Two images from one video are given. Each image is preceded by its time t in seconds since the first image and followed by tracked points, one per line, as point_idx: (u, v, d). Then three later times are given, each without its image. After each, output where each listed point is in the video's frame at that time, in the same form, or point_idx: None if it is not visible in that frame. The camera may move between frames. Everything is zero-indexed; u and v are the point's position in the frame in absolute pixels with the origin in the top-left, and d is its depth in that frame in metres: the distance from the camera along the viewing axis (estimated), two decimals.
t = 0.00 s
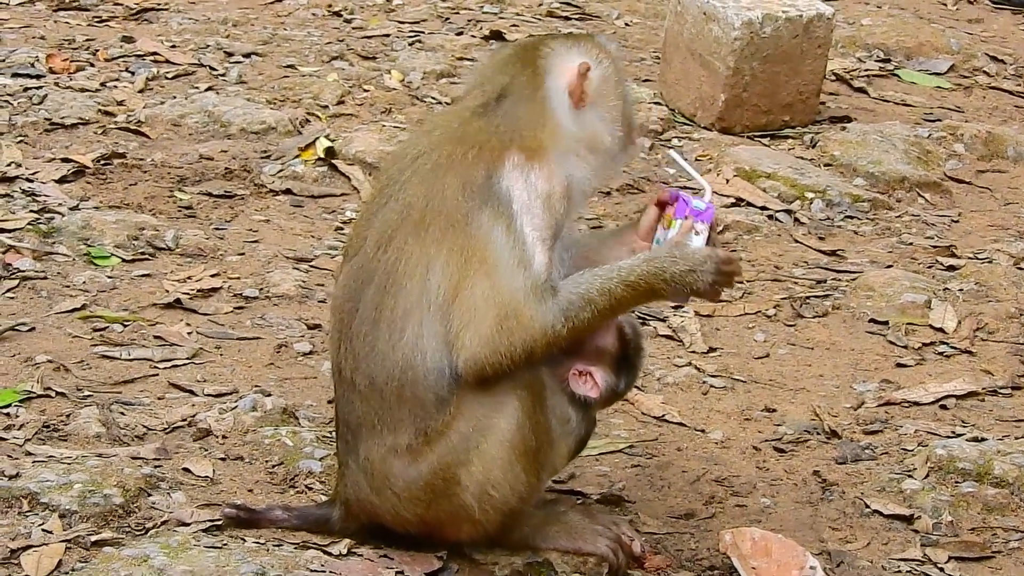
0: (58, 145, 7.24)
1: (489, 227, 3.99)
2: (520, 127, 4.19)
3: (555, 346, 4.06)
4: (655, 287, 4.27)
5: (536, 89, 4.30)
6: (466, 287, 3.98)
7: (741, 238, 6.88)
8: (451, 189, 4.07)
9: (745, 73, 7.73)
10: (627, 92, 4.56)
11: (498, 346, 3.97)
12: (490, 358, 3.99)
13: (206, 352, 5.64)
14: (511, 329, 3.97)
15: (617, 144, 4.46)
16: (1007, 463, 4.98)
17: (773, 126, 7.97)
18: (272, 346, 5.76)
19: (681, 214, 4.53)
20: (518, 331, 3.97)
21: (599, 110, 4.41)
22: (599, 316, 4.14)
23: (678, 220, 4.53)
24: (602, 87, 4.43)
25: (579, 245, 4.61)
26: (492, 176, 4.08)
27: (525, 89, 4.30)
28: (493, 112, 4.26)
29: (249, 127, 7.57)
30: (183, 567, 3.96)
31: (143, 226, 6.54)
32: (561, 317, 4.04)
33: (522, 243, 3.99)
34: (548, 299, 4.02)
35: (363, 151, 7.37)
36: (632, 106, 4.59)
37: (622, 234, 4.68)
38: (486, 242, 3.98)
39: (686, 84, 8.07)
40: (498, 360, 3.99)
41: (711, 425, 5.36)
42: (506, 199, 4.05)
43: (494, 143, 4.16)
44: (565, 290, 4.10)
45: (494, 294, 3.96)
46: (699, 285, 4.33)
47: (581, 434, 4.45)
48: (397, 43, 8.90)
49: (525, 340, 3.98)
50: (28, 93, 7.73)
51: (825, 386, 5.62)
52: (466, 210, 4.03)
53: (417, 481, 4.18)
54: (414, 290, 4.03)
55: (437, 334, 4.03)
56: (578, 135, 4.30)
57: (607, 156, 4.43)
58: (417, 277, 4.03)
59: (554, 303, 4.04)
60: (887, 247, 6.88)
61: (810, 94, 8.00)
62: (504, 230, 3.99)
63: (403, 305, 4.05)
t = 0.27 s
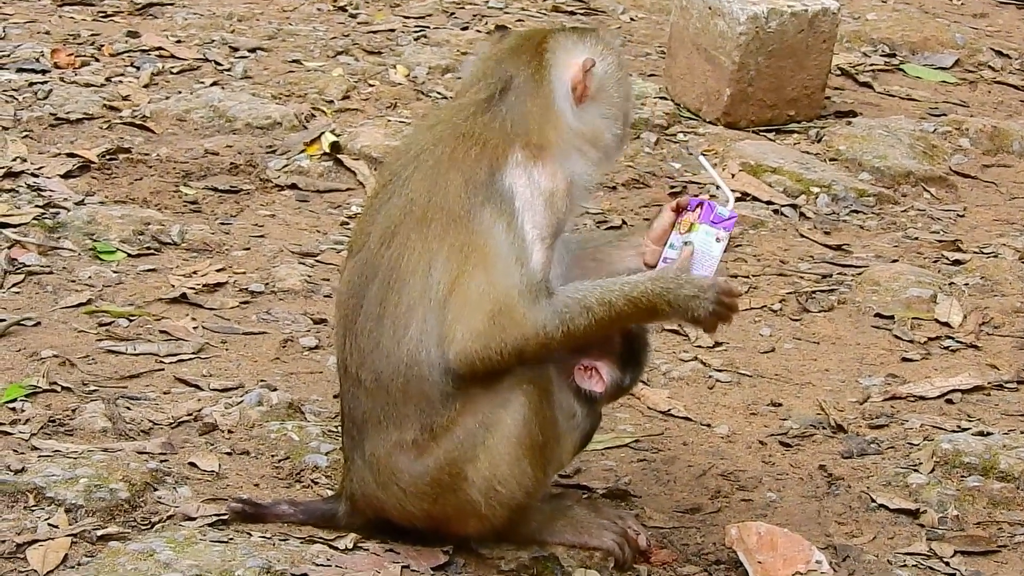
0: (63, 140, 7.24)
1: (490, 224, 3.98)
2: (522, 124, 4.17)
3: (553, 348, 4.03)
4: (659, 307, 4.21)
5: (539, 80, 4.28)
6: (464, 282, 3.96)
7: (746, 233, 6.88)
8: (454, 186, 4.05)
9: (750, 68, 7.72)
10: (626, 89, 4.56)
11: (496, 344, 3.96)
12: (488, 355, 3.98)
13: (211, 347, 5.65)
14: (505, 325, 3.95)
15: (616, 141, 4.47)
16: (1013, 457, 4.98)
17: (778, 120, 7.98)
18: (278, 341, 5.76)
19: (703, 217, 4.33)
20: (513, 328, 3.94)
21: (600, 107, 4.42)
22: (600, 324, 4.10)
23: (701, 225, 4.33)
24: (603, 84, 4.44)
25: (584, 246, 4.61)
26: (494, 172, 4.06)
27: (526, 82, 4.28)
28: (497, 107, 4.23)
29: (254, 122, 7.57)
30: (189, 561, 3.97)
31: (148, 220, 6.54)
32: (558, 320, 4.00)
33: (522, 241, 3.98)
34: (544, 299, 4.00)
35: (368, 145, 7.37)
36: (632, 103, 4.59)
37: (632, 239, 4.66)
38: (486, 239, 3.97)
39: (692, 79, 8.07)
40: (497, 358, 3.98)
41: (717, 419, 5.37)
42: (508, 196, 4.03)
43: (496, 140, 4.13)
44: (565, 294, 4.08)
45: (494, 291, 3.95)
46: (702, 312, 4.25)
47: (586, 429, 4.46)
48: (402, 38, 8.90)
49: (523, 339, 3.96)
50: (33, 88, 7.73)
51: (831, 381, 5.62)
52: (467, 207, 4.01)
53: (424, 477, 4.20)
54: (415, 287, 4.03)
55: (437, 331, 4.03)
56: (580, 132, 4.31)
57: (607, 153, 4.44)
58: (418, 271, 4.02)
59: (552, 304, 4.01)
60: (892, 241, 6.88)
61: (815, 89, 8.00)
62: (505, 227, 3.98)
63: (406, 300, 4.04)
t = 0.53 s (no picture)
0: (68, 136, 7.24)
1: (475, 223, 3.99)
2: (505, 125, 4.14)
3: (540, 349, 4.00)
4: (648, 316, 4.17)
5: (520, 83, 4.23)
6: (444, 279, 3.98)
7: (751, 229, 6.88)
8: (442, 182, 4.06)
9: (754, 64, 7.73)
10: (617, 102, 4.39)
11: (477, 343, 3.96)
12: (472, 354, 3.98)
13: (216, 343, 5.65)
14: (483, 326, 3.94)
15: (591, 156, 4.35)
16: (1018, 454, 4.98)
17: (783, 117, 7.97)
18: (282, 337, 5.77)
19: (708, 235, 4.40)
20: (490, 325, 3.93)
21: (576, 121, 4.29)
22: (586, 329, 4.05)
23: (705, 242, 4.40)
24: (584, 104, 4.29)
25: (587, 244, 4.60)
26: (481, 171, 4.05)
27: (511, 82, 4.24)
28: (483, 107, 4.19)
29: (259, 117, 7.57)
30: (193, 557, 3.97)
31: (152, 216, 6.54)
32: (537, 321, 3.96)
33: (503, 241, 3.98)
34: (523, 299, 3.98)
35: (372, 141, 7.37)
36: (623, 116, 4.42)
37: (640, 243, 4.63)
38: (470, 238, 3.98)
39: (696, 75, 8.07)
40: (481, 356, 3.98)
41: (721, 416, 5.37)
42: (494, 196, 4.03)
43: (486, 136, 4.11)
44: (550, 295, 4.05)
45: (476, 290, 3.95)
46: (689, 327, 4.23)
47: (590, 422, 4.45)
48: (407, 34, 8.90)
49: (505, 339, 3.94)
50: (38, 83, 7.73)
51: (835, 377, 5.63)
52: (455, 205, 4.02)
53: (427, 470, 4.22)
54: (404, 283, 4.05)
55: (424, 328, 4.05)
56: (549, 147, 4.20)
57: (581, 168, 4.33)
58: (405, 266, 4.05)
59: (533, 305, 3.98)
60: (896, 238, 6.88)
61: (819, 85, 7.99)
62: (489, 227, 3.99)
63: (395, 294, 4.08)
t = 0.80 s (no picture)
0: (72, 134, 7.25)
1: (460, 222, 4.00)
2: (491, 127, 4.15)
3: (524, 350, 3.99)
4: (635, 320, 4.13)
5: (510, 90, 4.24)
6: (429, 275, 4.00)
7: (755, 227, 6.88)
8: (434, 178, 4.07)
9: (758, 62, 7.73)
10: (585, 148, 4.18)
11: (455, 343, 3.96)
12: (450, 353, 3.98)
13: (220, 341, 5.65)
14: (460, 325, 3.93)
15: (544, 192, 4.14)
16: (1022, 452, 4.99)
17: (787, 114, 7.97)
18: (286, 334, 5.77)
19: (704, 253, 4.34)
20: (466, 325, 3.92)
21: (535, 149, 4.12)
22: (571, 332, 4.02)
23: (700, 260, 4.34)
24: (547, 133, 4.13)
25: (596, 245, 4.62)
26: (471, 169, 4.06)
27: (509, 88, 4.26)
28: (484, 105, 4.24)
29: (263, 115, 7.57)
30: (197, 555, 3.97)
31: (157, 214, 6.55)
32: (518, 322, 3.95)
33: (488, 242, 3.98)
34: (503, 301, 3.97)
35: (376, 139, 7.37)
36: (588, 164, 4.19)
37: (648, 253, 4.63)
38: (455, 236, 3.99)
39: (700, 72, 8.06)
40: (461, 356, 3.98)
41: (725, 414, 5.37)
42: (482, 196, 4.04)
43: (481, 134, 4.14)
44: (536, 295, 4.04)
45: (457, 289, 3.95)
46: (674, 340, 4.19)
47: (594, 419, 4.43)
48: (411, 31, 8.90)
49: (483, 340, 3.94)
50: (41, 81, 7.74)
51: (839, 375, 5.63)
52: (443, 202, 4.03)
53: (428, 465, 4.23)
54: (395, 278, 4.08)
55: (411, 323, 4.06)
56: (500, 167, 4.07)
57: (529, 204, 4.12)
58: (396, 261, 4.08)
59: (515, 305, 3.97)
60: (900, 235, 6.88)
61: (823, 83, 7.99)
62: (473, 227, 3.99)
63: (389, 288, 4.10)
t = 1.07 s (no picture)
0: (75, 134, 7.25)
1: (462, 224, 4.00)
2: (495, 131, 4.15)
3: (527, 352, 3.99)
4: (637, 323, 4.12)
5: (517, 96, 4.21)
6: (430, 277, 4.01)
7: (758, 228, 6.88)
8: (437, 179, 4.08)
9: (762, 63, 7.73)
10: (583, 161, 4.17)
11: (457, 344, 3.97)
12: (452, 354, 3.99)
13: (223, 342, 5.66)
14: (462, 326, 3.95)
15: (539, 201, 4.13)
16: None
17: (790, 115, 7.97)
18: (289, 335, 5.77)
19: (710, 264, 4.33)
20: (467, 328, 3.94)
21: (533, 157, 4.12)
22: (574, 334, 4.01)
23: (705, 271, 4.32)
24: (546, 143, 4.13)
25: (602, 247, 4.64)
26: (474, 172, 4.06)
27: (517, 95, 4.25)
28: (490, 108, 4.25)
29: (266, 116, 7.58)
30: (201, 556, 3.97)
31: (160, 215, 6.55)
32: (519, 325, 3.95)
33: (490, 245, 3.99)
34: (504, 303, 3.98)
35: (380, 140, 7.38)
36: (585, 177, 4.18)
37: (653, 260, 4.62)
38: (457, 238, 4.00)
39: (704, 74, 8.07)
40: (463, 357, 3.99)
41: (728, 415, 5.37)
42: (484, 199, 4.04)
43: (486, 137, 4.14)
44: (537, 298, 4.04)
45: (458, 290, 3.97)
46: (671, 348, 4.18)
47: (600, 418, 4.41)
48: (414, 32, 8.91)
49: (485, 342, 3.95)
50: (45, 82, 7.74)
51: (843, 376, 5.63)
52: (446, 204, 4.03)
53: (433, 466, 4.23)
54: (398, 278, 4.09)
55: (412, 324, 4.07)
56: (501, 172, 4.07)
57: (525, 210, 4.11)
58: (399, 262, 4.09)
59: (516, 307, 3.98)
60: (904, 236, 6.88)
61: (827, 84, 7.99)
62: (475, 230, 4.00)
63: (392, 288, 4.10)
